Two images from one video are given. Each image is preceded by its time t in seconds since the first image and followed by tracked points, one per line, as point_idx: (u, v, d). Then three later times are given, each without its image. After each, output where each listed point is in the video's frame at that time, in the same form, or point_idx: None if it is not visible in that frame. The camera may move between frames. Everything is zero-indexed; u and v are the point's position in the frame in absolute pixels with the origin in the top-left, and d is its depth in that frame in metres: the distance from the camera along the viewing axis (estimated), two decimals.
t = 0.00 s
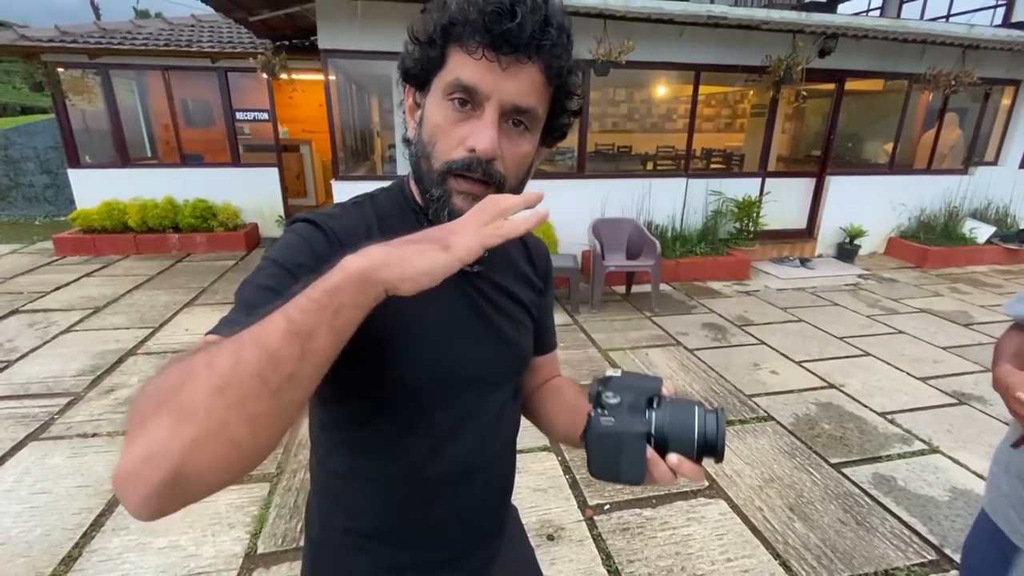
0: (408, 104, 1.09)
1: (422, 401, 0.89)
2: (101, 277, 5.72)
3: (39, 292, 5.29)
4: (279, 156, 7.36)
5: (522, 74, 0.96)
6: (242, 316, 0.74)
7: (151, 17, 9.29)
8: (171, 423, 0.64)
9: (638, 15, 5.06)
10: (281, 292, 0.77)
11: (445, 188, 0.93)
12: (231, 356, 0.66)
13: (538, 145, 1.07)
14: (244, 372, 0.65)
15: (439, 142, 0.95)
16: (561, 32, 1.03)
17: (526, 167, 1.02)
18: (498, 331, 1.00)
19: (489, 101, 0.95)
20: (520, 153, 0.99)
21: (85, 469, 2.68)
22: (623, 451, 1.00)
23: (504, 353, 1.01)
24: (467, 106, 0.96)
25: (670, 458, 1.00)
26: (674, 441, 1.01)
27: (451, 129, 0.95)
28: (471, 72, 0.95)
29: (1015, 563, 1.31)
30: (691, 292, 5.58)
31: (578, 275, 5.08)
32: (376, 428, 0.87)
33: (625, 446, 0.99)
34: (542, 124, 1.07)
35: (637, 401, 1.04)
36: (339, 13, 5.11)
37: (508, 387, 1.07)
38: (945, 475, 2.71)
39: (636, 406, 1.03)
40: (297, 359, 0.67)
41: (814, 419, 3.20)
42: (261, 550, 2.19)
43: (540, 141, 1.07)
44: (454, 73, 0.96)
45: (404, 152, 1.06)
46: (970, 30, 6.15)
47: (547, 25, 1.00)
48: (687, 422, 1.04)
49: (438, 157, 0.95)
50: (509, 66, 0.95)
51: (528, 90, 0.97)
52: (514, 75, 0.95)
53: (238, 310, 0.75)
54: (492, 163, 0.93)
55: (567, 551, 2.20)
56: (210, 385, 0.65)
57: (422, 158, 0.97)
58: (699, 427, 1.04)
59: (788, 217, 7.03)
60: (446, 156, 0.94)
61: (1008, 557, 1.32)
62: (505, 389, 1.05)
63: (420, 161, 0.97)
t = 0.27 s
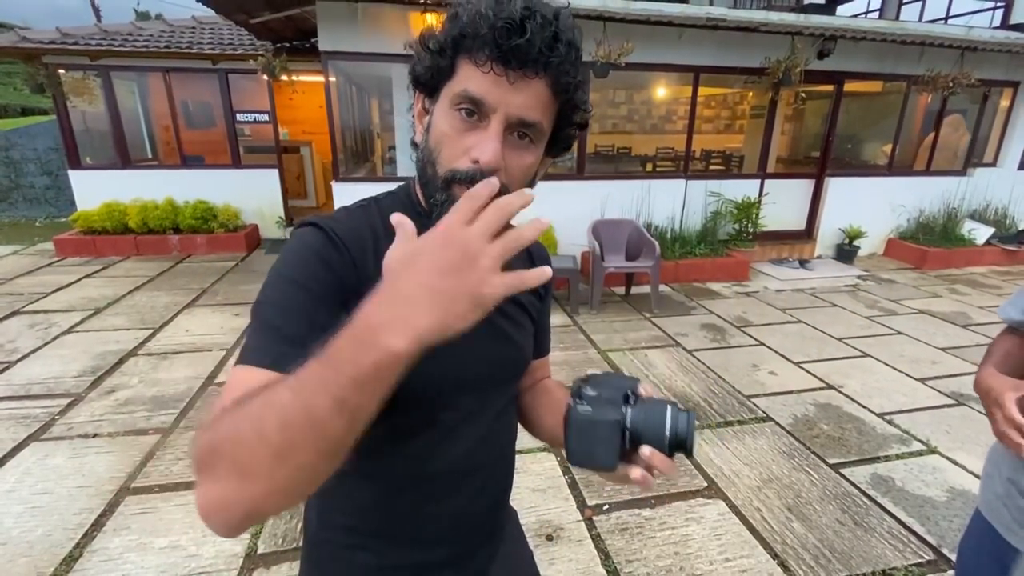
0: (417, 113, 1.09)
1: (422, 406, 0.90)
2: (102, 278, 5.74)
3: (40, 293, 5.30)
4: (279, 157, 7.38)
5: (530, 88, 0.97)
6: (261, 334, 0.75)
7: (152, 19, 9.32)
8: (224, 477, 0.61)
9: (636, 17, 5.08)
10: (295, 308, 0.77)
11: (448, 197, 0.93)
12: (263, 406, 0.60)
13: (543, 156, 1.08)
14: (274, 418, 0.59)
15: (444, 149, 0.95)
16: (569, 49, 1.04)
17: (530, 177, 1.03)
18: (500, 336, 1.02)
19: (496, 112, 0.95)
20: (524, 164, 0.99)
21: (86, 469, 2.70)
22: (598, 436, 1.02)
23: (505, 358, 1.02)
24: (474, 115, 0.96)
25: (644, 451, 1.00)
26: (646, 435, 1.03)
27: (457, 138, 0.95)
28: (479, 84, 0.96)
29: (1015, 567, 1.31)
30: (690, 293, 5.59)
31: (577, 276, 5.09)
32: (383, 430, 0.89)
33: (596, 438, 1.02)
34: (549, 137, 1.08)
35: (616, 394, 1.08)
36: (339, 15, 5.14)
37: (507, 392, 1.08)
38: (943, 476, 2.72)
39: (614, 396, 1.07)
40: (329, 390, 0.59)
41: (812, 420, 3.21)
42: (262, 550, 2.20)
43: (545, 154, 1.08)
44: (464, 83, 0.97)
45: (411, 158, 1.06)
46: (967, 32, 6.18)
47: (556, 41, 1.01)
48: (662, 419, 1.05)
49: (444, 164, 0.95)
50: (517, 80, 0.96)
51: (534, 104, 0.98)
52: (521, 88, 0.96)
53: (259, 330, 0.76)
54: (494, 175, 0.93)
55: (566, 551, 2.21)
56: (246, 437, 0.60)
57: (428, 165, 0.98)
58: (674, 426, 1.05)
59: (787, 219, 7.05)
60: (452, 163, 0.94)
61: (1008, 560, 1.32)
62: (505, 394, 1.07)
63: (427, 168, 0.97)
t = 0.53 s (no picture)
0: (413, 113, 1.11)
1: (423, 407, 0.91)
2: (102, 280, 5.75)
3: (40, 294, 5.31)
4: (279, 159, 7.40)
5: (520, 80, 0.96)
6: (288, 365, 0.74)
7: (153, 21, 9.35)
8: (322, 536, 0.68)
9: (635, 20, 5.10)
10: (320, 336, 0.77)
11: (448, 193, 0.97)
12: (376, 503, 0.66)
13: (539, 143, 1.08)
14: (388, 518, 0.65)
15: (441, 150, 0.98)
16: (556, 37, 1.02)
17: (527, 167, 1.05)
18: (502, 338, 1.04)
19: (488, 108, 0.96)
20: (520, 155, 1.01)
21: (87, 470, 2.70)
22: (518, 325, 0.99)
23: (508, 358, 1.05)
24: (467, 112, 0.97)
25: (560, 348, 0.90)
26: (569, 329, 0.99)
27: (452, 137, 0.97)
28: (469, 81, 0.95)
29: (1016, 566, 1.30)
30: (689, 295, 5.60)
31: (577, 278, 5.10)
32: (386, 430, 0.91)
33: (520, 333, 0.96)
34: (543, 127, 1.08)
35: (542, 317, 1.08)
36: (339, 18, 5.16)
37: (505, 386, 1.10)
38: (942, 477, 2.73)
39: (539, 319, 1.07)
40: (445, 503, 0.65)
41: (811, 421, 3.22)
42: (262, 550, 2.21)
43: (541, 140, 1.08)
44: (454, 81, 0.96)
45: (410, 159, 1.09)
46: (966, 34, 6.20)
47: (542, 31, 0.99)
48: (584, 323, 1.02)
49: (441, 163, 0.99)
50: (507, 72, 0.95)
51: (526, 96, 0.97)
52: (511, 81, 0.95)
53: (288, 363, 0.75)
54: (491, 169, 0.97)
55: (565, 552, 2.22)
56: (355, 521, 0.66)
57: (426, 165, 1.01)
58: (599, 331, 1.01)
59: (786, 220, 7.06)
60: (449, 162, 0.98)
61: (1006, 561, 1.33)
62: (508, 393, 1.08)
63: (424, 168, 1.01)
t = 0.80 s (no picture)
0: (401, 120, 1.10)
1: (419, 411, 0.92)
2: (103, 282, 5.76)
3: (40, 297, 5.32)
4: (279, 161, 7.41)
5: (509, 79, 0.97)
6: (273, 380, 0.77)
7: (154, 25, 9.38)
8: (297, 531, 0.73)
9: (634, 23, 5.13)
10: (303, 350, 0.78)
11: (445, 199, 0.97)
12: (334, 489, 0.70)
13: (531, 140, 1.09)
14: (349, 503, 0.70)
15: (436, 155, 0.99)
16: (541, 34, 1.03)
17: (521, 166, 1.06)
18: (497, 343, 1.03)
19: (479, 109, 0.97)
20: (515, 154, 1.02)
21: (87, 473, 2.70)
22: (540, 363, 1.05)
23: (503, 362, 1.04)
24: (458, 115, 0.98)
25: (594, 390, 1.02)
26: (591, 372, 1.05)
27: (447, 141, 0.98)
28: (459, 83, 0.96)
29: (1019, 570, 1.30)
30: (689, 297, 5.61)
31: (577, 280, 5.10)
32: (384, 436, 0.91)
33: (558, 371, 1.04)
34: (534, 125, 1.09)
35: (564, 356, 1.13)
36: (340, 21, 5.18)
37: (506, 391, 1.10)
38: (941, 479, 2.73)
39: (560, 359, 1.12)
40: (395, 478, 0.70)
41: (811, 423, 3.22)
42: (262, 553, 2.21)
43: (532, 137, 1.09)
44: (443, 85, 0.97)
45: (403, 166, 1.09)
46: (963, 38, 6.23)
47: (527, 28, 1.00)
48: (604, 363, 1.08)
49: (436, 169, 0.99)
50: (496, 73, 0.96)
51: (516, 95, 0.98)
52: (501, 81, 0.96)
53: (268, 376, 0.77)
54: (489, 170, 0.98)
55: (565, 554, 2.22)
56: (323, 511, 0.71)
57: (421, 172, 1.01)
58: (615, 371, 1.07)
59: (785, 223, 7.07)
60: (444, 167, 0.98)
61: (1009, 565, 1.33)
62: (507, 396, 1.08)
63: (419, 174, 1.01)
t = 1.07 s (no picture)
0: (392, 135, 1.10)
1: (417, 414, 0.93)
2: (103, 286, 5.77)
3: (41, 300, 5.33)
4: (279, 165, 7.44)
5: (492, 88, 0.97)
6: (268, 388, 0.79)
7: (155, 29, 9.41)
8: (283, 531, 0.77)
9: (633, 28, 5.16)
10: (297, 361, 0.79)
11: (443, 213, 0.99)
12: (323, 508, 0.74)
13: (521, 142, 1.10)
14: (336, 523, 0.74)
15: (430, 171, 0.99)
16: (518, 36, 1.02)
17: (515, 169, 1.07)
18: (495, 347, 1.04)
19: (467, 121, 0.97)
20: (508, 159, 1.03)
21: (87, 476, 2.71)
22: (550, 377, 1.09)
23: (501, 366, 1.05)
24: (448, 128, 0.99)
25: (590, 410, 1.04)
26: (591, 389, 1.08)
27: (441, 156, 0.98)
28: (444, 99, 0.96)
29: None
30: (688, 300, 5.62)
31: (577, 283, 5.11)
32: (381, 437, 0.93)
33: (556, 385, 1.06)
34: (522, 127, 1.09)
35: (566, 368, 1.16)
36: (341, 26, 5.20)
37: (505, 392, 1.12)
38: (940, 482, 2.74)
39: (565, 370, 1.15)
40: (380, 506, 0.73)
41: (810, 426, 3.23)
42: (262, 556, 2.21)
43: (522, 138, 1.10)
44: (429, 102, 0.97)
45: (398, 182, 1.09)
46: (961, 42, 6.27)
47: (503, 32, 1.00)
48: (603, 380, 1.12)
49: (433, 185, 0.99)
50: (478, 84, 0.96)
51: (501, 102, 0.99)
52: (484, 91, 0.97)
53: (262, 382, 0.80)
54: (484, 179, 0.99)
55: (564, 557, 2.22)
56: (311, 521, 0.74)
57: (416, 187, 1.02)
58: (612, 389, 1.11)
59: (785, 226, 7.08)
60: (440, 181, 0.99)
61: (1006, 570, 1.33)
62: (503, 398, 1.09)
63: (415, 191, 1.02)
